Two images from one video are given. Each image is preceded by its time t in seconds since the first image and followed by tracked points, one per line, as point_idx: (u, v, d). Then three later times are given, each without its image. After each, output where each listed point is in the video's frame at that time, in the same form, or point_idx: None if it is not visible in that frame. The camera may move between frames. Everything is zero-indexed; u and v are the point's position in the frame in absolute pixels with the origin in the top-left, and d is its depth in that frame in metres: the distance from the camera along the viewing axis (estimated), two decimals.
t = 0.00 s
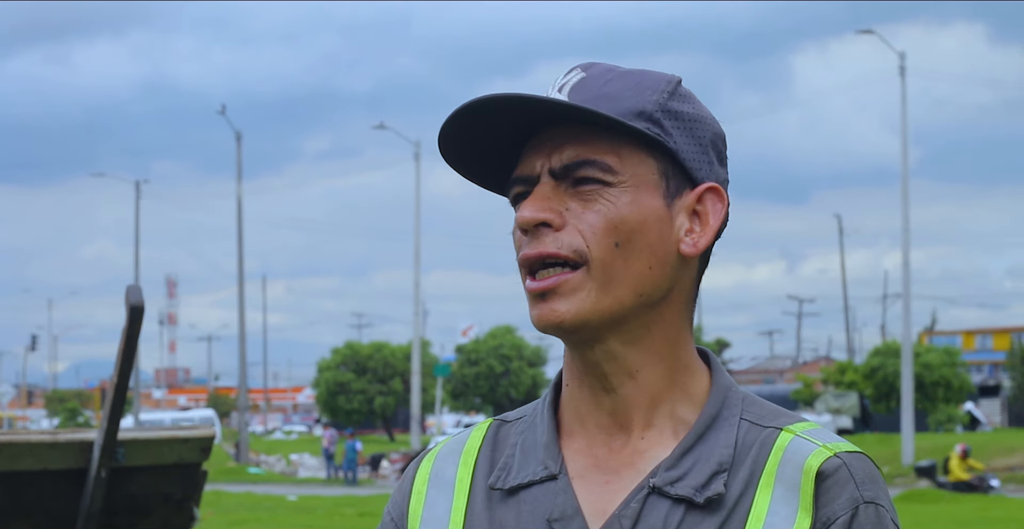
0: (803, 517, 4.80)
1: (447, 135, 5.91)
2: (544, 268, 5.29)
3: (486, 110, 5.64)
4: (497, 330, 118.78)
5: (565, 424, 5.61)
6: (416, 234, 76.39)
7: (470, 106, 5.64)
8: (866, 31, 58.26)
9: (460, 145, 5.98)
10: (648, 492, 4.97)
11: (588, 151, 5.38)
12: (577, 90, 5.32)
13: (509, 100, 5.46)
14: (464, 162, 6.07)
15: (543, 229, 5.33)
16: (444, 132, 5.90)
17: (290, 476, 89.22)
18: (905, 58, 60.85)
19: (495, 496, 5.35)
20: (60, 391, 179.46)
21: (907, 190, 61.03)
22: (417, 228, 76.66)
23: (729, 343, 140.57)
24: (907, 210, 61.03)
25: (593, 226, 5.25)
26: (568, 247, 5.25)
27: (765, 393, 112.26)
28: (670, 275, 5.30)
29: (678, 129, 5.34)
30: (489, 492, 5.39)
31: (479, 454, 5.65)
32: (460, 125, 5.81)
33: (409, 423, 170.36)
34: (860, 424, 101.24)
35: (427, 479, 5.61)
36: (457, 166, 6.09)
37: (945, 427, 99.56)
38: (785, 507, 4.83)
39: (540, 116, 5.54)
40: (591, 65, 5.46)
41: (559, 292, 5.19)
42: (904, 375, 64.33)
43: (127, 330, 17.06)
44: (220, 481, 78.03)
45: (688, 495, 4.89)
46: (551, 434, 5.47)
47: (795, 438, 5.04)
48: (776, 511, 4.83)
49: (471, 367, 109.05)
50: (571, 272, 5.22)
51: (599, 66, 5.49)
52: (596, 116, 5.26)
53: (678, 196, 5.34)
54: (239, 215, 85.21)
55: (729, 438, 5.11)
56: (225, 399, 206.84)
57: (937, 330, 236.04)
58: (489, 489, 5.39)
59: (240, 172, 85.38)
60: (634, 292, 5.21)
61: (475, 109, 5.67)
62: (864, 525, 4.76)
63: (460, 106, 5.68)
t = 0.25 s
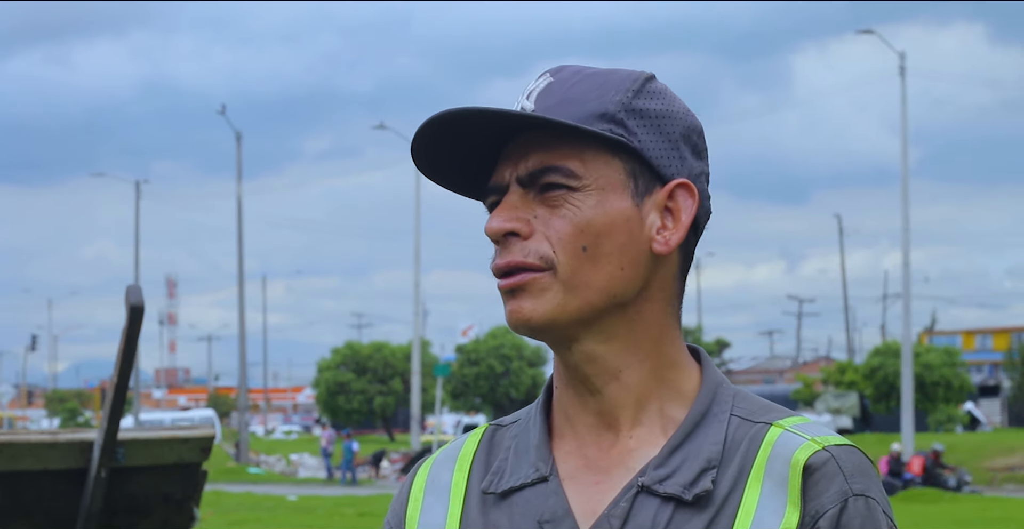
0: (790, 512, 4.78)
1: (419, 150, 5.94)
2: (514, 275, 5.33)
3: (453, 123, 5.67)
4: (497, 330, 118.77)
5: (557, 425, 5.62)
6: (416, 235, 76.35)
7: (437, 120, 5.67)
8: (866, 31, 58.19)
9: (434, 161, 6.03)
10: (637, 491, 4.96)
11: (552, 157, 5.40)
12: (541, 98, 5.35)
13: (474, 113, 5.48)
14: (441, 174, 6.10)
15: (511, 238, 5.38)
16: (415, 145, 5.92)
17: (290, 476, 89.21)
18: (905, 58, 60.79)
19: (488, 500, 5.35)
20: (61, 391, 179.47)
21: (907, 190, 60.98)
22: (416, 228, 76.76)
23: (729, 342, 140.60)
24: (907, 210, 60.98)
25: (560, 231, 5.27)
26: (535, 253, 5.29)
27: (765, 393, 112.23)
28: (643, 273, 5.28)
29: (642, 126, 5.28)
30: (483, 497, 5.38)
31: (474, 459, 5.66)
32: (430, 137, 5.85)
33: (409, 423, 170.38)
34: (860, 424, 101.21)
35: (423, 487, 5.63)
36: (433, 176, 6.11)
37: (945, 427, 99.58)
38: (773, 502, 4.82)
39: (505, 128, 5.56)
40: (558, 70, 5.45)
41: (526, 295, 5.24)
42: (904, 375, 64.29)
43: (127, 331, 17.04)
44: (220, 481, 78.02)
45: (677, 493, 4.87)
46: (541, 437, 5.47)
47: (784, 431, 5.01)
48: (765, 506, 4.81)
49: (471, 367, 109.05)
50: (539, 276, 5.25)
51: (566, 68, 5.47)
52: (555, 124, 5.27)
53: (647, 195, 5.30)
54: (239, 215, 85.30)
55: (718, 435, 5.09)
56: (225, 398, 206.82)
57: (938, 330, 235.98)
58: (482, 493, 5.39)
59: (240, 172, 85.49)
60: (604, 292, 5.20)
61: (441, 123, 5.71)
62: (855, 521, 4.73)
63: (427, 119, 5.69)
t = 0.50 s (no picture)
0: (779, 509, 4.78)
1: (405, 158, 5.95)
2: (504, 285, 5.34)
3: (437, 134, 5.69)
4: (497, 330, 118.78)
5: (549, 428, 5.64)
6: (416, 236, 76.34)
7: (423, 131, 5.68)
8: (866, 31, 58.19)
9: (423, 171, 6.03)
10: (627, 493, 4.97)
11: (538, 165, 5.39)
12: (526, 103, 5.34)
13: (459, 124, 5.50)
14: (428, 182, 6.10)
15: (500, 246, 5.39)
16: (400, 152, 5.91)
17: (290, 476, 89.22)
18: (905, 58, 60.78)
19: (482, 506, 5.37)
20: (61, 391, 179.54)
21: (907, 191, 60.97)
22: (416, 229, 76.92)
23: (729, 343, 140.67)
24: (907, 211, 60.97)
25: (547, 237, 5.28)
26: (526, 262, 5.30)
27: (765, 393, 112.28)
28: (631, 278, 5.28)
29: (627, 130, 5.27)
30: (477, 502, 5.40)
31: (468, 465, 5.69)
32: (415, 147, 5.85)
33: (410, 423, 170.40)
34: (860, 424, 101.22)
35: (420, 494, 5.64)
36: (419, 183, 6.11)
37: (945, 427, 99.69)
38: (762, 500, 4.82)
39: (490, 134, 5.53)
40: (542, 74, 5.44)
41: (514, 302, 5.27)
42: (904, 375, 64.27)
43: (126, 331, 17.05)
44: (220, 481, 78.04)
45: (666, 494, 4.88)
46: (534, 441, 5.48)
47: (773, 430, 5.01)
48: (755, 504, 4.81)
49: (471, 368, 109.09)
50: (528, 285, 5.27)
51: (551, 71, 5.45)
52: (539, 133, 5.25)
53: (634, 200, 5.30)
54: (239, 215, 85.42)
55: (708, 434, 5.09)
56: (225, 398, 206.92)
57: (938, 330, 235.97)
58: (477, 499, 5.41)
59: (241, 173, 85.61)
60: (593, 298, 5.21)
61: (427, 133, 5.71)
62: (844, 519, 4.70)
63: (412, 130, 5.70)
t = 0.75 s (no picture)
0: (775, 510, 4.77)
1: (400, 163, 5.94)
2: (501, 289, 5.33)
3: (433, 139, 5.69)
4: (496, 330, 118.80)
5: (546, 430, 5.64)
6: (416, 235, 76.31)
7: (418, 137, 5.69)
8: (866, 32, 58.25)
9: (420, 175, 6.03)
10: (624, 494, 4.98)
11: (536, 171, 5.38)
12: (523, 106, 5.33)
13: (454, 130, 5.50)
14: (425, 185, 6.09)
15: (498, 252, 5.38)
16: (395, 156, 5.91)
17: (290, 476, 89.22)
18: (905, 58, 60.81)
19: (480, 508, 5.37)
20: (61, 391, 179.62)
21: (907, 191, 60.98)
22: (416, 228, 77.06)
23: (729, 343, 140.75)
24: (907, 211, 60.98)
25: (543, 243, 5.28)
26: (522, 267, 5.29)
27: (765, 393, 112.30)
28: (628, 280, 5.30)
29: (623, 134, 5.28)
30: (475, 504, 5.41)
31: (467, 468, 5.70)
32: (411, 152, 5.85)
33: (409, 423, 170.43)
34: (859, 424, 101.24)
35: (419, 495, 5.64)
36: (415, 186, 6.11)
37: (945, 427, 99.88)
38: (758, 502, 4.81)
39: (486, 139, 5.51)
40: (537, 77, 5.44)
41: (511, 306, 5.27)
42: (904, 375, 64.25)
43: (127, 330, 17.06)
44: (220, 481, 78.04)
45: (662, 494, 4.89)
46: (532, 442, 5.49)
47: (769, 431, 5.01)
48: (750, 506, 4.81)
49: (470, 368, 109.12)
50: (526, 290, 5.26)
51: (544, 76, 5.46)
52: (536, 136, 5.25)
53: (630, 203, 5.30)
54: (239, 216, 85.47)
55: (704, 436, 5.10)
56: (225, 398, 206.77)
57: (937, 330, 235.89)
58: (475, 501, 5.41)
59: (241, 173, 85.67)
60: (590, 302, 5.22)
61: (423, 140, 5.72)
62: (839, 517, 4.71)
63: (408, 136, 5.70)
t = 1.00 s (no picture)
0: (770, 511, 4.76)
1: (399, 165, 5.93)
2: (501, 291, 5.31)
3: (431, 141, 5.67)
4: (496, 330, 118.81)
5: (546, 428, 5.63)
6: (416, 235, 76.48)
7: (418, 139, 5.67)
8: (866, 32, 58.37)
9: (418, 175, 6.01)
10: (620, 494, 4.96)
11: (534, 173, 5.37)
12: (524, 105, 5.33)
13: (453, 131, 5.49)
14: (425, 186, 6.07)
15: (496, 253, 5.37)
16: (395, 157, 5.88)
17: (290, 476, 89.27)
18: (905, 58, 60.89)
19: (477, 507, 5.35)
20: (61, 391, 179.60)
21: (907, 190, 61.00)
22: (416, 228, 77.11)
23: (729, 343, 140.72)
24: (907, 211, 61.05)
25: (543, 245, 5.27)
26: (520, 269, 5.28)
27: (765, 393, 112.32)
28: (627, 282, 5.28)
29: (623, 136, 5.28)
30: (472, 504, 5.38)
31: (465, 466, 5.69)
32: (410, 154, 5.83)
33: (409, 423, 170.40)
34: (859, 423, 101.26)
35: (417, 495, 5.63)
36: (414, 186, 6.08)
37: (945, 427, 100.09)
38: (754, 502, 4.80)
39: (483, 138, 5.50)
40: (538, 77, 5.43)
41: (511, 309, 5.25)
42: (904, 375, 64.28)
43: (127, 330, 17.03)
44: (220, 481, 78.11)
45: (659, 494, 4.87)
46: (530, 442, 5.48)
47: (765, 431, 4.99)
48: (746, 507, 4.79)
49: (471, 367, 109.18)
50: (524, 289, 5.26)
51: (546, 76, 5.44)
52: (535, 138, 5.24)
53: (628, 205, 5.28)
54: (238, 215, 85.68)
55: (701, 435, 5.09)
56: (225, 398, 206.55)
57: (938, 330, 235.69)
58: (473, 501, 5.39)
59: (241, 173, 85.84)
60: (590, 303, 5.20)
61: (420, 141, 5.70)
62: (834, 520, 4.70)
63: (408, 137, 5.68)
